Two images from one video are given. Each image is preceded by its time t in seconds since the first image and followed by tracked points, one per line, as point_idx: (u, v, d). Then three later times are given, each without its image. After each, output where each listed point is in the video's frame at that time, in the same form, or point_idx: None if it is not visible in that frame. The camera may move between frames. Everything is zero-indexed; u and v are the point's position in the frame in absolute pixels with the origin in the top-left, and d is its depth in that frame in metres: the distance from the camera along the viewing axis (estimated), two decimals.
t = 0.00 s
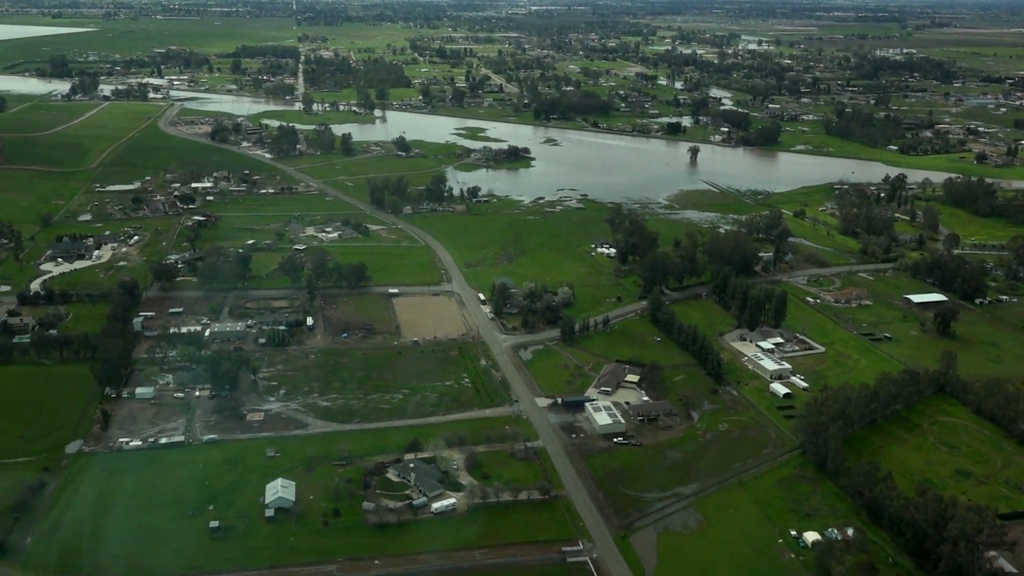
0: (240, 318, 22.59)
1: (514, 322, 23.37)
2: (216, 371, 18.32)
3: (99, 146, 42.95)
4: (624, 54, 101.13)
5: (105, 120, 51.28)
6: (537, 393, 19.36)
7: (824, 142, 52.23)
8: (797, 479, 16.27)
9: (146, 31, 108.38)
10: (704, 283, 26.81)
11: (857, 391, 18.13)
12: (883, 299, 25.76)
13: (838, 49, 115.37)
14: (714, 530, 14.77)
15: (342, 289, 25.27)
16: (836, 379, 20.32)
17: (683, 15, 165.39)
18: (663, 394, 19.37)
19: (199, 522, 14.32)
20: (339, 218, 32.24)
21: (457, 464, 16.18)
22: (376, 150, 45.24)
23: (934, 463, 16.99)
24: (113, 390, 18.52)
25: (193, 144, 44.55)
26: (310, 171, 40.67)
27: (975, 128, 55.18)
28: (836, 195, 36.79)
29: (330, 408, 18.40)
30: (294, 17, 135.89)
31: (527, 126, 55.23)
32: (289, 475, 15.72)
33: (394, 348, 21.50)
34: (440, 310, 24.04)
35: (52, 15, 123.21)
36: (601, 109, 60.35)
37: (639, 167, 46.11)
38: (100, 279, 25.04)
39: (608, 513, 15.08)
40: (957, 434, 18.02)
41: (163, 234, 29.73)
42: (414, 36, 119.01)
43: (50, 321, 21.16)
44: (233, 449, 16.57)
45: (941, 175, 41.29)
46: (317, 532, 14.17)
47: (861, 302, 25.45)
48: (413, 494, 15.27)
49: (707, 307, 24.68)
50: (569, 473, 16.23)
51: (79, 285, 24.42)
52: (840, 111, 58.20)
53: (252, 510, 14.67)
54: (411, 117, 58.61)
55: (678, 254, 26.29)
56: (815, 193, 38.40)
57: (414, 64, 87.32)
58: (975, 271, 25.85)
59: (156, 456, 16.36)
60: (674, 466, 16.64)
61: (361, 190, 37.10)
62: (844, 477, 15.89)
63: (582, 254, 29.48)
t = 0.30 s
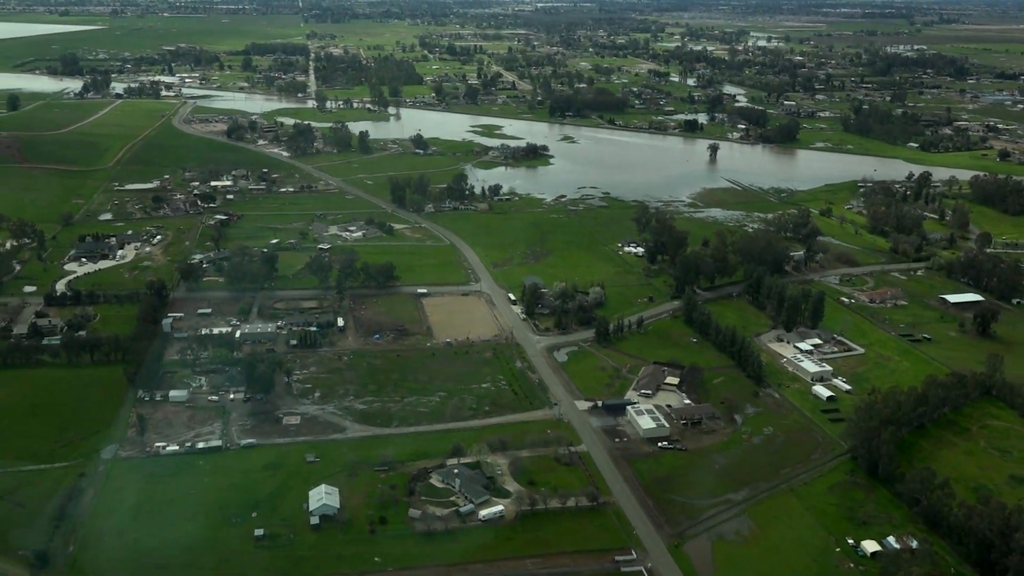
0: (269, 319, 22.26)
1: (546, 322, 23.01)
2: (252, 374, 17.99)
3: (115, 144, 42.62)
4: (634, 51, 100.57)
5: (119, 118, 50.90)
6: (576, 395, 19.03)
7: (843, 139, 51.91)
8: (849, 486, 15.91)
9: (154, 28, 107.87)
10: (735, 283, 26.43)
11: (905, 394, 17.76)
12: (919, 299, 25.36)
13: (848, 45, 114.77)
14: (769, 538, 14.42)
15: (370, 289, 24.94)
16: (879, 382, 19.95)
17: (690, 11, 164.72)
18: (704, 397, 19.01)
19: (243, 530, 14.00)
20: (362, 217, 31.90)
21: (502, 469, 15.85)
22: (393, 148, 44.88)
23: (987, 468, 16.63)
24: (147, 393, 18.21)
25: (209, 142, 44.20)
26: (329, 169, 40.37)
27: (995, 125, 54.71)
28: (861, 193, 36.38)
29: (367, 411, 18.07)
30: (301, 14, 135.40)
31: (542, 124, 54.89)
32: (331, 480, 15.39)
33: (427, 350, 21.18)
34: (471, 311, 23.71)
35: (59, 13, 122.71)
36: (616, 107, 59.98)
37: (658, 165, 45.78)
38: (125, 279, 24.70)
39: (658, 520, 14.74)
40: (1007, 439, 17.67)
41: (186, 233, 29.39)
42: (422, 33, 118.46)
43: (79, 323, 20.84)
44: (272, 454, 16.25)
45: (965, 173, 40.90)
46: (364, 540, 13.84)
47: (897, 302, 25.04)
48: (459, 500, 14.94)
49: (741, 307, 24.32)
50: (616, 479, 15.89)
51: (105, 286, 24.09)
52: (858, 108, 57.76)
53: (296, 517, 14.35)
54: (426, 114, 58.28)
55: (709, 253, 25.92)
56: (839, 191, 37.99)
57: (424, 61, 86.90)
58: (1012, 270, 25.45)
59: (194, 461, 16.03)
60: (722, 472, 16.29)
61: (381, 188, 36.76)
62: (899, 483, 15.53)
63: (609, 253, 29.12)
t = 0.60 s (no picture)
0: (299, 318, 21.97)
1: (579, 321, 22.69)
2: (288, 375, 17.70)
3: (130, 138, 42.25)
4: (645, 43, 99.91)
5: (132, 112, 50.52)
6: (616, 395, 18.72)
7: (863, 133, 51.67)
8: (901, 489, 15.60)
9: (160, 21, 107.25)
10: (766, 280, 26.08)
11: (954, 394, 17.41)
12: (954, 296, 24.99)
13: (860, 37, 113.96)
14: (825, 543, 14.11)
15: (398, 286, 24.64)
16: (922, 382, 19.60)
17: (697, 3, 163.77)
18: (746, 397, 18.69)
19: (290, 536, 13.71)
20: (384, 212, 31.59)
21: (547, 472, 15.54)
22: (410, 142, 44.54)
23: None
24: (182, 394, 17.94)
25: (225, 136, 43.85)
26: (347, 164, 40.06)
27: (1015, 118, 54.22)
28: (887, 188, 36.01)
29: (405, 412, 17.78)
30: (307, 6, 134.65)
31: (558, 117, 54.56)
32: (375, 484, 15.10)
33: (461, 348, 20.88)
34: (501, 309, 23.39)
35: (64, 5, 122.04)
36: (631, 100, 59.62)
37: (678, 159, 45.55)
38: (150, 277, 24.40)
39: (711, 524, 14.43)
40: None
41: (208, 229, 29.08)
42: (430, 26, 117.71)
43: (109, 321, 20.53)
44: (312, 457, 15.97)
45: (990, 167, 40.55)
46: (413, 547, 13.55)
47: (932, 298, 24.67)
48: (506, 504, 14.64)
49: (775, 305, 23.98)
50: (664, 481, 15.57)
51: (131, 283, 23.76)
52: (875, 101, 57.33)
53: (342, 522, 14.07)
54: (440, 108, 57.97)
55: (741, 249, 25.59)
56: (863, 185, 37.62)
57: (434, 54, 86.37)
58: None
59: (233, 463, 15.76)
60: (771, 474, 15.97)
61: (401, 183, 36.44)
62: (954, 487, 15.20)
63: (637, 249, 28.79)
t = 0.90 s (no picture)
0: (330, 315, 21.64)
1: (613, 317, 22.33)
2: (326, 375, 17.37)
3: (145, 131, 41.86)
4: (655, 33, 99.15)
5: (145, 105, 50.11)
6: (657, 395, 18.37)
7: (882, 123, 51.22)
8: (958, 491, 15.26)
9: (166, 12, 106.56)
10: (799, 275, 25.70)
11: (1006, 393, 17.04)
12: (992, 291, 24.58)
13: (871, 26, 113.02)
14: (885, 548, 13.77)
15: (426, 282, 24.29)
16: (968, 380, 19.24)
17: None
18: (790, 396, 18.35)
19: (338, 540, 13.40)
20: (407, 206, 31.24)
21: (595, 474, 15.21)
22: (427, 134, 44.14)
23: None
24: (217, 393, 17.63)
25: (240, 128, 43.46)
26: (365, 157, 39.67)
27: None
28: (913, 181, 35.58)
29: (445, 412, 17.46)
30: None
31: (573, 109, 54.10)
32: (420, 487, 14.78)
33: (496, 346, 20.54)
34: (533, 305, 23.03)
35: None
36: (647, 91, 59.14)
37: (697, 151, 45.14)
38: (176, 273, 24.07)
39: (766, 528, 14.10)
40: None
41: (231, 224, 28.75)
42: (437, 16, 116.94)
43: (139, 319, 20.23)
44: (354, 459, 15.65)
45: (1015, 159, 40.09)
46: (465, 551, 13.22)
47: (970, 294, 24.26)
48: (556, 507, 14.32)
49: (811, 301, 23.60)
50: (715, 484, 15.23)
51: (158, 280, 23.45)
52: (894, 92, 56.77)
53: (390, 525, 13.75)
54: (454, 99, 57.52)
55: (774, 244, 25.19)
56: (888, 178, 37.19)
57: (444, 45, 85.76)
58: None
59: (274, 465, 15.46)
60: (823, 475, 15.63)
61: (422, 176, 36.06)
62: (1013, 489, 14.85)
63: (665, 244, 28.41)
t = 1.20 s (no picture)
0: (361, 310, 21.31)
1: (649, 313, 21.97)
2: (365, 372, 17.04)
3: (161, 123, 41.54)
4: (666, 23, 98.38)
5: (159, 97, 49.76)
6: (700, 392, 18.01)
7: (903, 113, 50.68)
8: (1016, 492, 14.91)
9: (173, 3, 106.01)
10: (833, 268, 25.29)
11: None
12: None
13: (883, 15, 111.93)
14: (947, 552, 13.43)
15: (456, 277, 23.94)
16: (1015, 376, 18.85)
17: None
18: (836, 393, 18.00)
19: (388, 543, 13.10)
20: (430, 199, 30.89)
21: (645, 475, 14.86)
22: (444, 126, 43.76)
23: None
24: (253, 391, 17.31)
25: (257, 121, 43.09)
26: (383, 149, 39.29)
27: None
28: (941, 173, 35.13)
29: (485, 411, 17.14)
30: None
31: (589, 99, 53.65)
32: (467, 488, 14.46)
33: (532, 342, 20.18)
34: (566, 300, 22.65)
35: None
36: (662, 81, 58.63)
37: (717, 142, 44.69)
38: (203, 268, 23.76)
39: (824, 531, 13.76)
40: None
41: (254, 218, 28.44)
42: (445, 7, 116.13)
43: (170, 315, 19.94)
44: (397, 459, 15.34)
45: None
46: (518, 555, 12.90)
47: (1009, 287, 23.84)
48: (608, 509, 13.99)
49: (848, 296, 23.21)
50: (767, 484, 14.89)
51: (185, 275, 23.15)
52: (913, 81, 56.18)
53: (439, 529, 13.43)
54: (468, 91, 57.08)
55: (808, 237, 24.79)
56: (914, 170, 36.74)
57: (454, 35, 85.19)
58: None
59: (316, 466, 15.15)
60: (877, 475, 15.27)
61: (442, 169, 35.69)
62: None
63: (694, 237, 28.01)
